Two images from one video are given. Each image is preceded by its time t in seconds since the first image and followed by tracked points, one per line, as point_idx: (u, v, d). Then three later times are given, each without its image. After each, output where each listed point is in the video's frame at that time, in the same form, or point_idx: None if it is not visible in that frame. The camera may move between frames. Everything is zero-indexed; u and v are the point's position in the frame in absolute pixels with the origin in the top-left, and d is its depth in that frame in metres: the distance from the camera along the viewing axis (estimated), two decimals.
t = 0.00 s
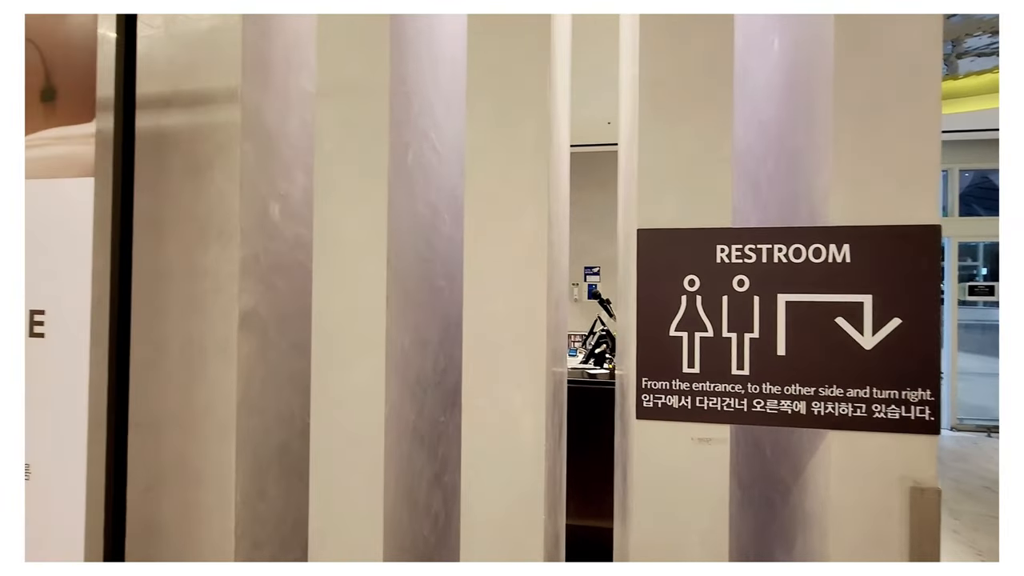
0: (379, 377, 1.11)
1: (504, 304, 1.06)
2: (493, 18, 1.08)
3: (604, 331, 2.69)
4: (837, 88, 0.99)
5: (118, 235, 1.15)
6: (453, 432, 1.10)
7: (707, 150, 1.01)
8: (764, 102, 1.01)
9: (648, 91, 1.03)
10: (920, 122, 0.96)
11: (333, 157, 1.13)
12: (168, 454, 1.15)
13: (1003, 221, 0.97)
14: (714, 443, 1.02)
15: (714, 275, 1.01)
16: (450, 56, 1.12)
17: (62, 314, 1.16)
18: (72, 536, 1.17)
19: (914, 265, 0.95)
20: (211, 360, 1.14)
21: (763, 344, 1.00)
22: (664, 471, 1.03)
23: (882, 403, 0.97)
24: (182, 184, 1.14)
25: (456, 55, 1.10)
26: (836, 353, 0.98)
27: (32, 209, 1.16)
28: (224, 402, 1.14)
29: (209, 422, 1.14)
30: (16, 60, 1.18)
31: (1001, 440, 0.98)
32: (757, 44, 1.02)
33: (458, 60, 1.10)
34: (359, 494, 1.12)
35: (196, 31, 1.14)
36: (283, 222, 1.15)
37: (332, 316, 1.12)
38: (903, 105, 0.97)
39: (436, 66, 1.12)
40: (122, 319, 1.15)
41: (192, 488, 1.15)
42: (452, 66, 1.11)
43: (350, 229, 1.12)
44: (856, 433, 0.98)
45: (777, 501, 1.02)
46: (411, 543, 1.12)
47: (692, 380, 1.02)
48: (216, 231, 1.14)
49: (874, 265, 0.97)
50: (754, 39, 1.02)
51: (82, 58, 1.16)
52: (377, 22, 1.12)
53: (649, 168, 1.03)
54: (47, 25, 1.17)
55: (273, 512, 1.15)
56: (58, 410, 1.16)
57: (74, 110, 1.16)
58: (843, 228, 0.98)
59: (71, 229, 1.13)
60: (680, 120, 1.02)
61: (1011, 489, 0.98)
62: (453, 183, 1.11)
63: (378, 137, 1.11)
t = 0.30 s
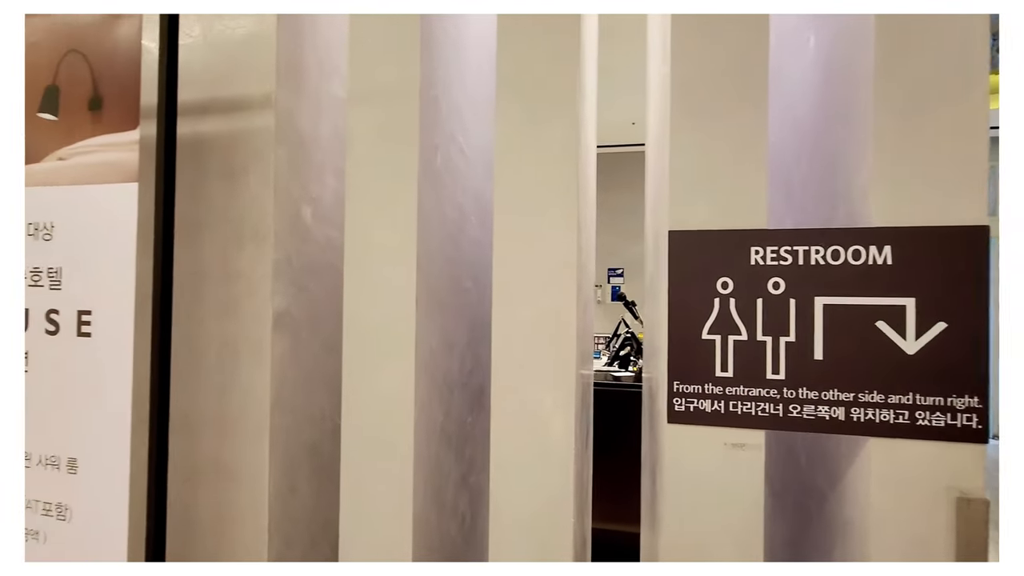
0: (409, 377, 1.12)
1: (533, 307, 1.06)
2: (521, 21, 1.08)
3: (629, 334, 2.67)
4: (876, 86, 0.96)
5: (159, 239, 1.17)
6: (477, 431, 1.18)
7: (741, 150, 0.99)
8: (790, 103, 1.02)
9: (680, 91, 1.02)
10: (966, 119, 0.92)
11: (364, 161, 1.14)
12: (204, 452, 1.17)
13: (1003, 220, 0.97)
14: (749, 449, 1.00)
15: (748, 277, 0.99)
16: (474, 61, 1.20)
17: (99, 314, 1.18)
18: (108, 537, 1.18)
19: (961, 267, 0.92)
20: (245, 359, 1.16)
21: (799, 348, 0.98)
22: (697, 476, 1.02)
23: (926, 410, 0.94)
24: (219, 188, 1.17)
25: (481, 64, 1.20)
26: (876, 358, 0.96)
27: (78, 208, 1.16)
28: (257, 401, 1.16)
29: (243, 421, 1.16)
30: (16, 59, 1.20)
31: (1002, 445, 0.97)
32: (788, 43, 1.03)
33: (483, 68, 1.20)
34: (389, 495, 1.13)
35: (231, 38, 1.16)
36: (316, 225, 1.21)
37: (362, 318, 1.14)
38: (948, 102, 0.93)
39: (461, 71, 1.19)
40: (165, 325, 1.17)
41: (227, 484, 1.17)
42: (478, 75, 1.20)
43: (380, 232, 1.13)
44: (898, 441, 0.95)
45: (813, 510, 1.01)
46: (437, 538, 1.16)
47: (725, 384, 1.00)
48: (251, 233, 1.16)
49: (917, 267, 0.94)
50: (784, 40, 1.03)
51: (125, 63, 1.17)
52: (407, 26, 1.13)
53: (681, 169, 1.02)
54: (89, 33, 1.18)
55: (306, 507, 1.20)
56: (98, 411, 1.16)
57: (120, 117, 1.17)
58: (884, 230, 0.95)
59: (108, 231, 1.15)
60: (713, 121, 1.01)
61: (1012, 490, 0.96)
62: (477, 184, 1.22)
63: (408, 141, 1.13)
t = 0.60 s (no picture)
0: (441, 379, 1.13)
1: (563, 308, 1.06)
2: (553, 24, 1.09)
3: (657, 335, 2.64)
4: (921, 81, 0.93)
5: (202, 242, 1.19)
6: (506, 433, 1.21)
7: (779, 149, 0.97)
8: (827, 99, 1.00)
9: (715, 91, 1.01)
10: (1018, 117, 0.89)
11: (397, 165, 1.16)
12: (241, 449, 1.20)
13: None
14: (790, 455, 0.98)
15: (787, 279, 0.97)
16: (505, 65, 1.22)
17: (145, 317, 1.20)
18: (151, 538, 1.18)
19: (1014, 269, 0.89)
20: (281, 359, 1.19)
21: (841, 352, 0.95)
22: (733, 481, 1.00)
23: (977, 418, 0.90)
24: (257, 192, 1.20)
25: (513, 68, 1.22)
26: (923, 363, 0.92)
27: (131, 210, 1.17)
28: (292, 400, 1.18)
29: (279, 418, 1.19)
30: (16, 59, 1.22)
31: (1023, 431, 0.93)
32: (825, 38, 1.00)
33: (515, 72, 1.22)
34: (420, 494, 1.14)
35: (269, 46, 1.19)
36: (348, 228, 1.24)
37: (394, 319, 1.15)
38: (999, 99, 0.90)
39: (492, 74, 1.21)
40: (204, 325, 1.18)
41: (262, 481, 1.20)
42: (510, 78, 1.22)
43: (412, 234, 1.15)
44: (946, 449, 0.91)
45: (854, 519, 0.99)
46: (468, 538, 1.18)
47: (763, 388, 0.98)
48: (287, 236, 1.19)
49: (966, 269, 0.90)
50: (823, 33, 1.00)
51: (173, 70, 1.18)
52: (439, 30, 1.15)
53: (715, 169, 1.00)
54: (137, 42, 1.19)
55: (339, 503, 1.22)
56: (139, 410, 1.17)
57: (166, 125, 1.17)
58: (931, 230, 0.92)
59: (152, 234, 1.17)
60: (750, 120, 0.99)
61: None
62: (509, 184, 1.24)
63: (440, 145, 1.14)
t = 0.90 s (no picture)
0: (473, 380, 1.14)
1: (596, 311, 1.06)
2: (585, 26, 1.08)
3: (687, 338, 2.59)
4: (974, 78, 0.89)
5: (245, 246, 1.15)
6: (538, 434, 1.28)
7: (821, 150, 0.95)
8: (868, 98, 0.97)
9: (752, 92, 0.99)
10: None
11: (430, 169, 1.18)
12: (280, 447, 1.24)
13: None
14: (831, 464, 0.95)
15: (828, 281, 0.95)
16: (535, 69, 1.29)
17: (193, 315, 1.13)
18: (192, 540, 1.13)
19: None
20: (317, 360, 1.21)
21: (886, 357, 0.92)
22: (772, 487, 0.98)
23: None
24: (293, 196, 1.24)
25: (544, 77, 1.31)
26: (976, 370, 0.88)
27: (179, 208, 1.15)
28: (327, 400, 1.20)
29: (315, 417, 1.21)
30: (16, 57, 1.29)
31: None
32: (868, 35, 0.98)
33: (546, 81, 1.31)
34: (452, 495, 1.15)
35: (305, 55, 1.22)
36: (380, 230, 1.28)
37: (428, 320, 1.17)
38: None
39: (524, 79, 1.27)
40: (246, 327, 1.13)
41: (298, 478, 1.23)
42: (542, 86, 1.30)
43: (445, 237, 1.16)
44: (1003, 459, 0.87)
45: (898, 530, 0.96)
46: (498, 537, 1.20)
47: (803, 394, 0.96)
48: (322, 239, 1.21)
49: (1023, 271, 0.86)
50: (865, 31, 0.98)
51: (217, 76, 1.15)
52: (472, 34, 1.16)
53: (752, 170, 0.98)
54: (185, 50, 1.17)
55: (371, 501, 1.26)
56: (180, 413, 1.13)
57: (210, 133, 1.14)
58: (985, 232, 0.88)
59: (201, 231, 1.14)
60: (789, 120, 0.97)
61: None
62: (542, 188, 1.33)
63: (473, 149, 1.15)
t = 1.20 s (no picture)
0: (501, 380, 1.14)
1: (625, 312, 1.05)
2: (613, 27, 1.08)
3: (714, 340, 2.55)
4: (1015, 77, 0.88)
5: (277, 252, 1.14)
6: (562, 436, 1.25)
7: (858, 150, 0.93)
8: (917, 88, 0.93)
9: (787, 91, 0.97)
10: None
11: (458, 171, 1.18)
12: (311, 445, 1.26)
13: None
14: (870, 472, 0.93)
15: (868, 283, 0.92)
16: (564, 67, 1.25)
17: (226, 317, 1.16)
18: (224, 537, 1.15)
19: None
20: (347, 360, 1.23)
21: (931, 362, 0.89)
22: (809, 494, 0.96)
23: None
24: (324, 200, 1.26)
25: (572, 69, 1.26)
26: None
27: (214, 211, 1.18)
28: (357, 399, 1.22)
29: (345, 416, 1.23)
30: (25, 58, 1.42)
31: None
32: (915, 27, 0.93)
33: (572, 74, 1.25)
34: (479, 494, 1.16)
35: (337, 62, 1.25)
36: (408, 231, 1.28)
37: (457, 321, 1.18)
38: None
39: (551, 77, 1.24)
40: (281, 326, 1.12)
41: (328, 475, 1.25)
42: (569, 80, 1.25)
43: (473, 239, 1.17)
44: None
45: (940, 534, 0.92)
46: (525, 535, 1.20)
47: (842, 399, 0.94)
48: (352, 241, 1.23)
49: None
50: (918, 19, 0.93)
51: (251, 81, 1.16)
52: (500, 36, 1.16)
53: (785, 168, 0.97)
54: (221, 57, 1.19)
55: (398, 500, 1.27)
56: (216, 411, 1.16)
57: (245, 138, 1.16)
58: None
59: (235, 234, 1.16)
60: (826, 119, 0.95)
61: None
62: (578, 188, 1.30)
63: (502, 151, 1.15)
